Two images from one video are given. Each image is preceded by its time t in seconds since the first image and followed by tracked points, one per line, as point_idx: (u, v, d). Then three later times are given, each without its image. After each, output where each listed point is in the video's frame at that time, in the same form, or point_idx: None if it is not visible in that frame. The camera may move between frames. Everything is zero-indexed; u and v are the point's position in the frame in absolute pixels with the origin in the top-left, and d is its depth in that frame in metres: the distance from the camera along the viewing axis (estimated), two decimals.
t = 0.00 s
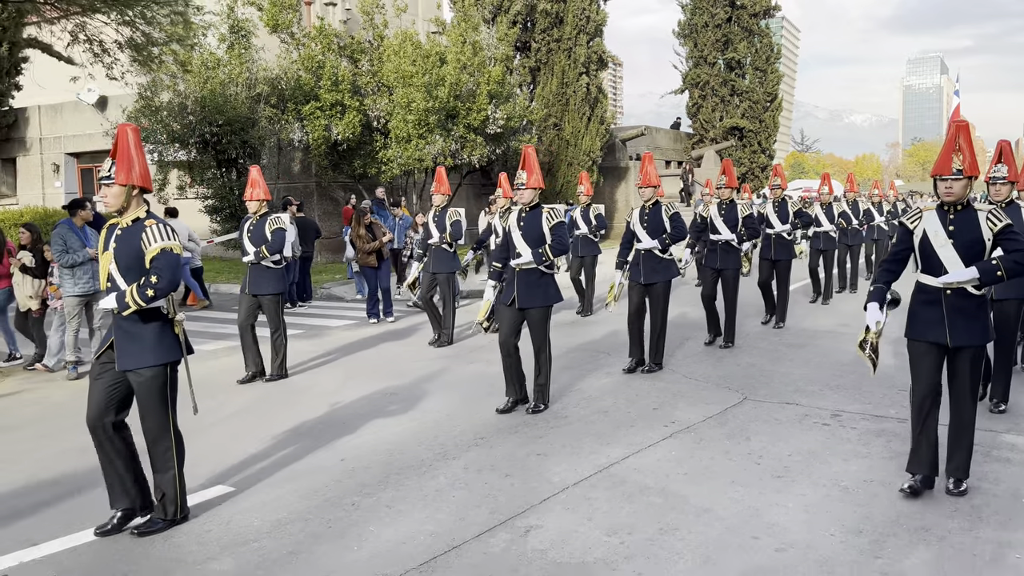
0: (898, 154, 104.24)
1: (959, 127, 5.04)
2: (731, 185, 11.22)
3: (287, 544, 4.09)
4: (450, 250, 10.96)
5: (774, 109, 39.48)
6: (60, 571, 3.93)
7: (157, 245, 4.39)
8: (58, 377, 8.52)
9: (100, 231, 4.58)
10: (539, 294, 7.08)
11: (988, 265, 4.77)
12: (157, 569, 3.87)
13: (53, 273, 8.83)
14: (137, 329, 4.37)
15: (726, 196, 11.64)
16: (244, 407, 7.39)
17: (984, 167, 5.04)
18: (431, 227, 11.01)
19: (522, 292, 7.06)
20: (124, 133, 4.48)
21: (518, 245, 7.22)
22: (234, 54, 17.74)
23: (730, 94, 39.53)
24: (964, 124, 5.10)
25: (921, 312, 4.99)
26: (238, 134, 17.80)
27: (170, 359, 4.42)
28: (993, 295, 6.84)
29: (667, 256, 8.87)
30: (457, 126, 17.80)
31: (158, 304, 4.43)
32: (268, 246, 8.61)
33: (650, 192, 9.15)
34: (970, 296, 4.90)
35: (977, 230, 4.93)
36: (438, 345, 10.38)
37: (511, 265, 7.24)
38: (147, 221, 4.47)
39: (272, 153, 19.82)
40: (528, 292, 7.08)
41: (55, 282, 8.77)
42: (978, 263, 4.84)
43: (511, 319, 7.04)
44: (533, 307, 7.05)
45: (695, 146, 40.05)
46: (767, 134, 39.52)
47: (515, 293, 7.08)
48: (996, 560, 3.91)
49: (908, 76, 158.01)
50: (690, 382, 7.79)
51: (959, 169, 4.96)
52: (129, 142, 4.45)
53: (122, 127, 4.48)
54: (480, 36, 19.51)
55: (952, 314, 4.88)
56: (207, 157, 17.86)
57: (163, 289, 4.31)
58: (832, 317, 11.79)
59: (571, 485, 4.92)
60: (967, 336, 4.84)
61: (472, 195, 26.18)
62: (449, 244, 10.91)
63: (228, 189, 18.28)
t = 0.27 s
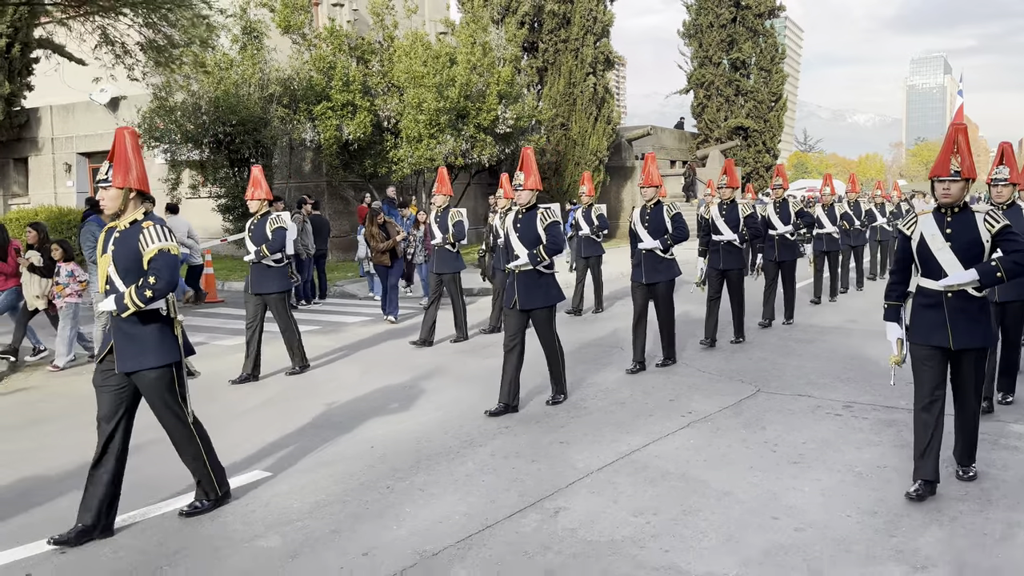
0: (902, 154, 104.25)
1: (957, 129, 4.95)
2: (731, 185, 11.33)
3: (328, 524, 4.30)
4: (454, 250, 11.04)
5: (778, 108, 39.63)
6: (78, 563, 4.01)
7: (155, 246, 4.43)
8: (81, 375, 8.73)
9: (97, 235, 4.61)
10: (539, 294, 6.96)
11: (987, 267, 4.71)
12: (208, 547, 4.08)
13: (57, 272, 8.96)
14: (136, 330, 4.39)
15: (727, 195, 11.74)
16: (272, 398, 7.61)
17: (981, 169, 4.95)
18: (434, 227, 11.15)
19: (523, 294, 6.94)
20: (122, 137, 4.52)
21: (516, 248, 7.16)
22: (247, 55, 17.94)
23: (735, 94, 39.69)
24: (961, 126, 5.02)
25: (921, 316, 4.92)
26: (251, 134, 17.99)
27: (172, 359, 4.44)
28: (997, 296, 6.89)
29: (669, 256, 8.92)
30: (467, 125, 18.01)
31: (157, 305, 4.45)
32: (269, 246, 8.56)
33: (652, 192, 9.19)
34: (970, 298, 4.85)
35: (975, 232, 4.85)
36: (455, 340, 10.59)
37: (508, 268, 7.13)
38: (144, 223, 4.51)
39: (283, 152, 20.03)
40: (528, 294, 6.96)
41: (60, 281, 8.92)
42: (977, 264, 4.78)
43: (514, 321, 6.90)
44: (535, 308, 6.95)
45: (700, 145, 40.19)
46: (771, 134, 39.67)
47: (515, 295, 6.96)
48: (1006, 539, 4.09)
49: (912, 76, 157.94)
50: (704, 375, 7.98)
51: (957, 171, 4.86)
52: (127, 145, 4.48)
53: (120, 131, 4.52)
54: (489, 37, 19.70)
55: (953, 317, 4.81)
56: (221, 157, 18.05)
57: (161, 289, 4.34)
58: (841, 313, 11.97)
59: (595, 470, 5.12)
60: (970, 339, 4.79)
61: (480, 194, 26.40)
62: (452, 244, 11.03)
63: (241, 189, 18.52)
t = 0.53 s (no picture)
0: (905, 154, 104.35)
1: (962, 128, 5.06)
2: (731, 187, 11.44)
3: (371, 511, 4.51)
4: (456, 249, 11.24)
5: (783, 109, 39.80)
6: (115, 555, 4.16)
7: (161, 242, 4.53)
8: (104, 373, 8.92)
9: (102, 233, 4.69)
10: (539, 291, 7.03)
11: (988, 264, 4.78)
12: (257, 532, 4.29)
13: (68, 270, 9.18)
14: (139, 326, 4.48)
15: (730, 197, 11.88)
16: (300, 393, 7.83)
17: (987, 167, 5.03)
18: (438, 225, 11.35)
19: (523, 291, 7.03)
20: (126, 136, 4.63)
21: (519, 245, 7.31)
22: (261, 57, 18.18)
23: (740, 94, 39.87)
24: (967, 124, 5.13)
25: (923, 313, 5.01)
26: (265, 135, 18.20)
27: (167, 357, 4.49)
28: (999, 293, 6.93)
29: (672, 255, 8.96)
30: (478, 126, 18.24)
31: (162, 301, 4.54)
32: (275, 244, 8.64)
33: (657, 192, 9.18)
34: (972, 295, 4.91)
35: (978, 230, 4.93)
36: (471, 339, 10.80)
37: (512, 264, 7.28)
38: (150, 219, 4.61)
39: (296, 153, 20.33)
40: (528, 290, 7.04)
41: (72, 280, 9.14)
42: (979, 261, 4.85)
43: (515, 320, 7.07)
44: (532, 305, 7.01)
45: (705, 146, 40.33)
46: (776, 134, 39.84)
47: (515, 293, 7.06)
48: (1018, 526, 4.29)
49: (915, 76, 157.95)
50: (719, 372, 8.18)
51: (961, 169, 4.99)
52: (131, 144, 4.59)
53: (125, 130, 4.64)
54: (499, 39, 19.91)
55: (953, 314, 4.89)
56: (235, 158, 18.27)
57: (168, 283, 4.44)
58: (850, 313, 12.17)
59: (621, 462, 5.32)
60: (969, 336, 4.85)
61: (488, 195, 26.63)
62: (455, 242, 11.22)
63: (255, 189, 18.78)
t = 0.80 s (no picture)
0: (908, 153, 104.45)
1: (967, 132, 5.01)
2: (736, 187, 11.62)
3: (407, 498, 4.72)
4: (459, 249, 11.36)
5: (787, 109, 39.98)
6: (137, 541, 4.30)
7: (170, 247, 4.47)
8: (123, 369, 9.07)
9: (111, 235, 4.65)
10: (543, 293, 7.04)
11: (992, 269, 4.74)
12: (301, 517, 4.50)
13: (75, 274, 8.62)
14: (148, 329, 4.48)
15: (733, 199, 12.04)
16: (325, 386, 8.05)
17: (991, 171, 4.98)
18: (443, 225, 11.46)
19: (527, 293, 7.08)
20: (134, 139, 4.55)
21: (525, 246, 7.31)
22: (274, 58, 18.38)
23: (744, 95, 40.05)
24: (972, 129, 5.09)
25: (928, 316, 5.04)
26: (277, 136, 18.40)
27: (178, 360, 4.49)
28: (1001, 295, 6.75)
29: (677, 256, 8.97)
30: (487, 127, 18.46)
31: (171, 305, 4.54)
32: (284, 246, 8.62)
33: (661, 194, 9.28)
34: (976, 300, 4.86)
35: (984, 235, 4.92)
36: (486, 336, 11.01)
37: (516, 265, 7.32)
38: (158, 224, 4.55)
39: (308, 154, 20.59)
40: (533, 291, 7.09)
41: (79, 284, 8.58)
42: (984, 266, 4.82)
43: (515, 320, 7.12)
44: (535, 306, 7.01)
45: (710, 146, 40.47)
46: (781, 134, 40.01)
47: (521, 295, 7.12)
48: None
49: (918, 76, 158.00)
50: (732, 368, 8.38)
51: (965, 174, 4.93)
52: (139, 148, 4.51)
53: (133, 133, 4.55)
54: (508, 41, 20.11)
55: (957, 317, 4.87)
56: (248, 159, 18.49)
57: (177, 288, 4.41)
58: (858, 311, 12.36)
59: (643, 453, 5.52)
60: (973, 337, 4.81)
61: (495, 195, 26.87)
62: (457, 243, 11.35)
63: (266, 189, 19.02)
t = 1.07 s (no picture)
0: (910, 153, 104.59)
1: (972, 129, 5.12)
2: (740, 187, 11.79)
3: (435, 485, 4.93)
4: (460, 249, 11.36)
5: (790, 109, 40.18)
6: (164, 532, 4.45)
7: (169, 247, 4.42)
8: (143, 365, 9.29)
9: (114, 234, 4.64)
10: (541, 292, 7.14)
11: (997, 266, 4.84)
12: (334, 503, 4.71)
13: (75, 272, 9.06)
14: (146, 329, 4.43)
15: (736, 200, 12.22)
16: (346, 381, 8.27)
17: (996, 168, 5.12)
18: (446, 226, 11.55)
19: (525, 291, 7.15)
20: (138, 138, 4.57)
21: (525, 245, 7.40)
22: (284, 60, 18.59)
23: (747, 95, 40.26)
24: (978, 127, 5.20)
25: (932, 314, 5.12)
26: (287, 137, 18.59)
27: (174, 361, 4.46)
28: (1002, 296, 6.81)
29: (678, 256, 8.91)
30: (495, 127, 18.68)
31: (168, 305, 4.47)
32: (286, 246, 8.57)
33: (663, 194, 9.39)
34: (980, 298, 4.97)
35: (988, 233, 5.08)
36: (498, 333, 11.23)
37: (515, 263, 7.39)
38: (159, 223, 4.50)
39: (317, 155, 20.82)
40: (531, 287, 7.17)
41: (80, 281, 9.02)
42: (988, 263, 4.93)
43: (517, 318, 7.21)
44: (535, 304, 7.14)
45: (713, 146, 40.49)
46: (784, 134, 40.19)
47: (519, 293, 7.18)
48: None
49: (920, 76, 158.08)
50: (741, 364, 8.59)
51: (969, 172, 5.08)
52: (142, 147, 4.52)
53: (137, 132, 4.57)
54: (515, 42, 20.32)
55: (961, 314, 4.97)
56: (258, 159, 18.71)
57: (174, 290, 4.35)
58: (862, 309, 12.58)
59: (658, 443, 5.73)
60: (976, 337, 4.90)
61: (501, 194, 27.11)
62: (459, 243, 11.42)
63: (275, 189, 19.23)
